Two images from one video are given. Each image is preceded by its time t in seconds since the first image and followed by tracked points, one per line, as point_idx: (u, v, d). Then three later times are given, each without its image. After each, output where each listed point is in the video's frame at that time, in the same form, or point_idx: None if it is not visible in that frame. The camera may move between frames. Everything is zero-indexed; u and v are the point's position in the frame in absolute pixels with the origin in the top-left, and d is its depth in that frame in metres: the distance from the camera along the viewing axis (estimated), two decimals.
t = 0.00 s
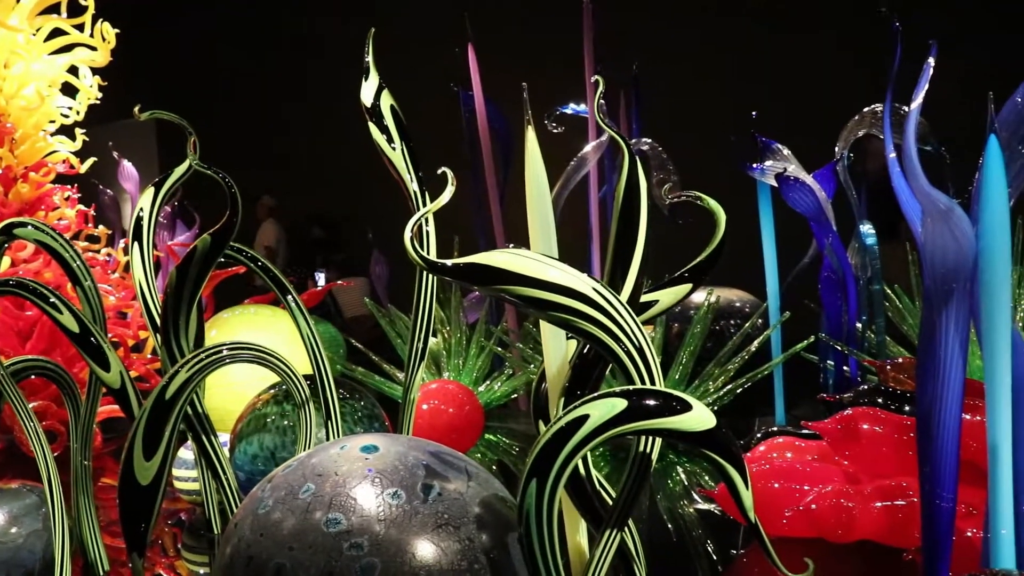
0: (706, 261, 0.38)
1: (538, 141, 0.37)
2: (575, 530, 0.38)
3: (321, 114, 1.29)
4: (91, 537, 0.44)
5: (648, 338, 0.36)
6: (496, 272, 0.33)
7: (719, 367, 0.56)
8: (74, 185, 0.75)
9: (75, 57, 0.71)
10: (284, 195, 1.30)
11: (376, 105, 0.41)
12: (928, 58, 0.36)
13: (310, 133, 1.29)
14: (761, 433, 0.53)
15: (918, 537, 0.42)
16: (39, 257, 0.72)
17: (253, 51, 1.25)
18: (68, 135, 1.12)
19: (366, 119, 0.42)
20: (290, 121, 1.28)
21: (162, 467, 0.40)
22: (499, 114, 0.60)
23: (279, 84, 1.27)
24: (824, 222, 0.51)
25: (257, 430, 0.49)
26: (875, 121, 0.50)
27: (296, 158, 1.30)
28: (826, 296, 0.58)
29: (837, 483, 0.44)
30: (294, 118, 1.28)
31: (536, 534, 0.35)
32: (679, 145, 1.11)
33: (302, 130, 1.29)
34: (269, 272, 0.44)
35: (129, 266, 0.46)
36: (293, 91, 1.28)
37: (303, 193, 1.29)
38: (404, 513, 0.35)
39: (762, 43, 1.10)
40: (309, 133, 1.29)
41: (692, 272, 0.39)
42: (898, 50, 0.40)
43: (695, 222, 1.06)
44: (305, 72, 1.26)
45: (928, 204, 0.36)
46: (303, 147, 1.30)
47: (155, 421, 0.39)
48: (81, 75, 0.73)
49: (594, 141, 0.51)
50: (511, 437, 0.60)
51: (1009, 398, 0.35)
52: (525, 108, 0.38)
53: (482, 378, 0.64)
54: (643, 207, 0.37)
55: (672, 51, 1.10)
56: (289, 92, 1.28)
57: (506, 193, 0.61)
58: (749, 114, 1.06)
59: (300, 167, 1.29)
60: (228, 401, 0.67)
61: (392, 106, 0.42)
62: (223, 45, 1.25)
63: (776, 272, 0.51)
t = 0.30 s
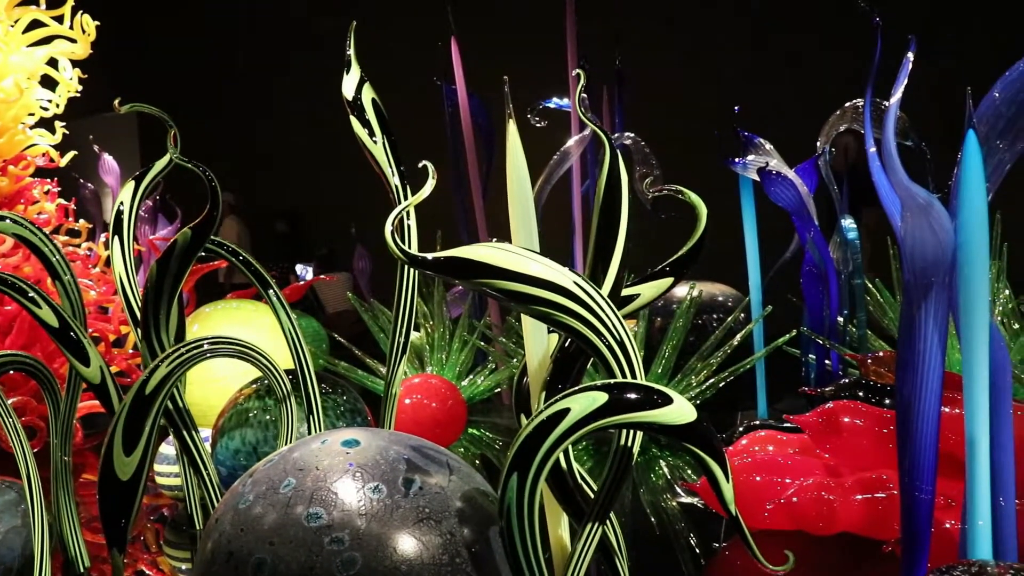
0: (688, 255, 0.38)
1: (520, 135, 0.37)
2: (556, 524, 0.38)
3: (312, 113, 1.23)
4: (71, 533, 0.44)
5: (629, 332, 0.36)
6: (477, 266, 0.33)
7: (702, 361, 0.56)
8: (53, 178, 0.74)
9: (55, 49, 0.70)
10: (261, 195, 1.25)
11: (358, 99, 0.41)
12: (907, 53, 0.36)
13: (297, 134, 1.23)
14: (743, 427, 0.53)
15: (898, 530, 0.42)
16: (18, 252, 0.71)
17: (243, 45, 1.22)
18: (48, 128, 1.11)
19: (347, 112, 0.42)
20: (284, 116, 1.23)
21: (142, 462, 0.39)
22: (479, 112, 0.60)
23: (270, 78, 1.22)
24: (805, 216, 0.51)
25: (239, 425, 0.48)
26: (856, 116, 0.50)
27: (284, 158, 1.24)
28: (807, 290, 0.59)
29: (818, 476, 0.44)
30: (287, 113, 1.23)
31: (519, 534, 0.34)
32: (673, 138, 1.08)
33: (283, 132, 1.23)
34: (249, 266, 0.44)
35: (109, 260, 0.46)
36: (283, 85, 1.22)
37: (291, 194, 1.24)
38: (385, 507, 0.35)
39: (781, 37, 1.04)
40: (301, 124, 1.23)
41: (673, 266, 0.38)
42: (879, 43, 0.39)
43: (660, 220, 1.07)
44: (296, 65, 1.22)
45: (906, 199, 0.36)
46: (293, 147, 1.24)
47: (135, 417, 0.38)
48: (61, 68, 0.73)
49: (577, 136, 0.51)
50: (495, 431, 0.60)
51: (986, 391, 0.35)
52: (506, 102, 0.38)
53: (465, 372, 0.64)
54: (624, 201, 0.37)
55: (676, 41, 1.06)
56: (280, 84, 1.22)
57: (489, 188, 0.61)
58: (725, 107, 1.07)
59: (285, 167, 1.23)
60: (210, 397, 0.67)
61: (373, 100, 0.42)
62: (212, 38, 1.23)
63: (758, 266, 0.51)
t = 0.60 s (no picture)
0: (668, 249, 0.38)
1: (500, 128, 0.36)
2: (536, 518, 0.38)
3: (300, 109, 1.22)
4: (48, 528, 0.44)
5: (609, 326, 0.36)
6: (457, 259, 0.33)
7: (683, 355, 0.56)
8: (32, 171, 0.74)
9: (33, 40, 0.70)
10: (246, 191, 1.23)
11: (338, 92, 0.41)
12: (886, 49, 0.36)
13: (284, 127, 1.22)
14: (724, 421, 0.54)
15: (875, 523, 0.42)
16: None
17: (228, 38, 1.20)
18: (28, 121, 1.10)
19: (327, 105, 0.41)
20: (270, 112, 1.22)
21: (119, 457, 0.39)
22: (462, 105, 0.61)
23: (256, 72, 1.21)
24: (786, 211, 0.51)
25: (219, 420, 0.48)
26: (838, 112, 0.50)
27: (269, 153, 1.23)
28: (789, 285, 0.59)
29: (798, 470, 0.44)
30: (274, 108, 1.22)
31: (498, 529, 0.34)
32: (658, 135, 1.08)
33: (274, 128, 1.22)
34: (229, 259, 0.43)
35: (88, 254, 0.45)
36: (270, 79, 1.21)
37: (276, 189, 1.23)
38: (364, 501, 0.34)
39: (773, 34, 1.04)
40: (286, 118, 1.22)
41: (653, 260, 0.38)
42: (859, 39, 0.40)
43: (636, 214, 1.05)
44: (283, 59, 1.20)
45: (885, 194, 0.36)
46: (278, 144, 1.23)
47: (113, 411, 0.38)
48: (40, 59, 0.72)
49: (560, 130, 0.51)
50: (476, 426, 0.60)
51: (963, 385, 0.35)
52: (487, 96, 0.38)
53: (447, 367, 0.64)
54: (604, 195, 0.37)
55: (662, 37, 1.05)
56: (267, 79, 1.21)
57: (472, 182, 0.61)
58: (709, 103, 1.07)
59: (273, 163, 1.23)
60: (191, 391, 0.67)
61: (354, 93, 0.42)
62: (196, 30, 1.21)
63: (740, 261, 0.51)
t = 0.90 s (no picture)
0: (646, 243, 0.38)
1: (478, 123, 0.36)
2: (515, 513, 0.38)
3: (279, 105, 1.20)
4: (24, 527, 0.43)
5: (586, 321, 0.36)
6: (433, 255, 0.32)
7: (663, 350, 0.56)
8: (7, 165, 0.73)
9: (8, 33, 0.69)
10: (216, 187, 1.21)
11: (316, 86, 0.41)
12: (862, 44, 0.36)
13: (261, 124, 1.20)
14: (703, 415, 0.54)
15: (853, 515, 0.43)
16: None
17: (207, 31, 1.18)
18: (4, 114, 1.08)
19: (305, 99, 0.41)
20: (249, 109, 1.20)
21: (95, 454, 0.39)
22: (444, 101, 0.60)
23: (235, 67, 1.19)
24: (766, 206, 0.52)
25: (198, 416, 0.48)
26: (817, 107, 0.50)
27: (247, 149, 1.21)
28: (768, 280, 0.59)
29: (776, 463, 0.45)
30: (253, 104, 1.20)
31: (475, 523, 0.34)
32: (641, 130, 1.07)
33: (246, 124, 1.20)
34: (207, 255, 0.43)
35: (63, 249, 0.45)
36: (250, 74, 1.19)
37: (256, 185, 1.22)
38: (341, 497, 0.34)
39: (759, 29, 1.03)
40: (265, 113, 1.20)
41: (631, 255, 0.38)
42: (837, 34, 0.40)
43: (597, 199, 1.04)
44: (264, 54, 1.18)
45: (862, 188, 0.36)
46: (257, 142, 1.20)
47: (88, 408, 0.38)
48: (15, 52, 0.71)
49: (540, 125, 0.51)
50: (458, 421, 0.60)
51: (938, 379, 0.36)
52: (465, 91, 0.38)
53: (427, 362, 0.64)
54: (581, 190, 0.36)
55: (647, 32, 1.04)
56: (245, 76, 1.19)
57: (452, 176, 0.60)
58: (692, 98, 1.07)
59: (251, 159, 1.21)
60: (171, 387, 0.67)
61: (332, 87, 0.42)
62: (174, 23, 1.18)
63: (720, 256, 0.51)
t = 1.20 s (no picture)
0: (625, 239, 0.38)
1: (457, 119, 0.36)
2: (496, 509, 0.38)
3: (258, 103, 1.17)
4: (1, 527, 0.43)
5: (566, 317, 0.36)
6: (413, 251, 0.32)
7: (645, 345, 0.56)
8: None
9: None
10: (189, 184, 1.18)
11: (295, 82, 0.41)
12: (840, 40, 0.36)
13: (240, 122, 1.18)
14: (685, 411, 0.54)
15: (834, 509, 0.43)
16: None
17: (187, 26, 1.16)
18: None
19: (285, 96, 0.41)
20: (232, 105, 1.17)
21: (73, 452, 0.38)
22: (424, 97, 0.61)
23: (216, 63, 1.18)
24: (747, 201, 0.52)
25: (179, 414, 0.48)
26: (798, 103, 0.50)
27: (225, 144, 1.18)
28: (750, 275, 0.59)
29: (758, 458, 0.45)
30: (233, 100, 1.17)
31: (455, 520, 0.34)
32: (621, 125, 1.08)
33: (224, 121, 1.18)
34: (186, 252, 0.43)
35: (41, 247, 0.44)
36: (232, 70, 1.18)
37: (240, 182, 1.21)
38: (321, 494, 0.34)
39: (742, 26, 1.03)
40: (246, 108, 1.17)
41: (610, 251, 0.38)
42: (816, 30, 0.40)
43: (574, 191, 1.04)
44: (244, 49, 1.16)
45: (841, 183, 0.36)
46: (237, 139, 1.18)
47: (66, 405, 0.38)
48: None
49: (522, 121, 0.51)
50: (442, 418, 0.60)
51: (916, 373, 0.36)
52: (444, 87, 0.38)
53: (410, 358, 0.64)
54: (561, 186, 0.36)
55: (630, 28, 1.05)
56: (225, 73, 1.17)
57: (433, 172, 0.60)
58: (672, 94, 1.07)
59: (228, 155, 1.18)
60: (152, 385, 0.67)
61: (311, 83, 0.42)
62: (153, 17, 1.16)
63: (701, 251, 0.52)
